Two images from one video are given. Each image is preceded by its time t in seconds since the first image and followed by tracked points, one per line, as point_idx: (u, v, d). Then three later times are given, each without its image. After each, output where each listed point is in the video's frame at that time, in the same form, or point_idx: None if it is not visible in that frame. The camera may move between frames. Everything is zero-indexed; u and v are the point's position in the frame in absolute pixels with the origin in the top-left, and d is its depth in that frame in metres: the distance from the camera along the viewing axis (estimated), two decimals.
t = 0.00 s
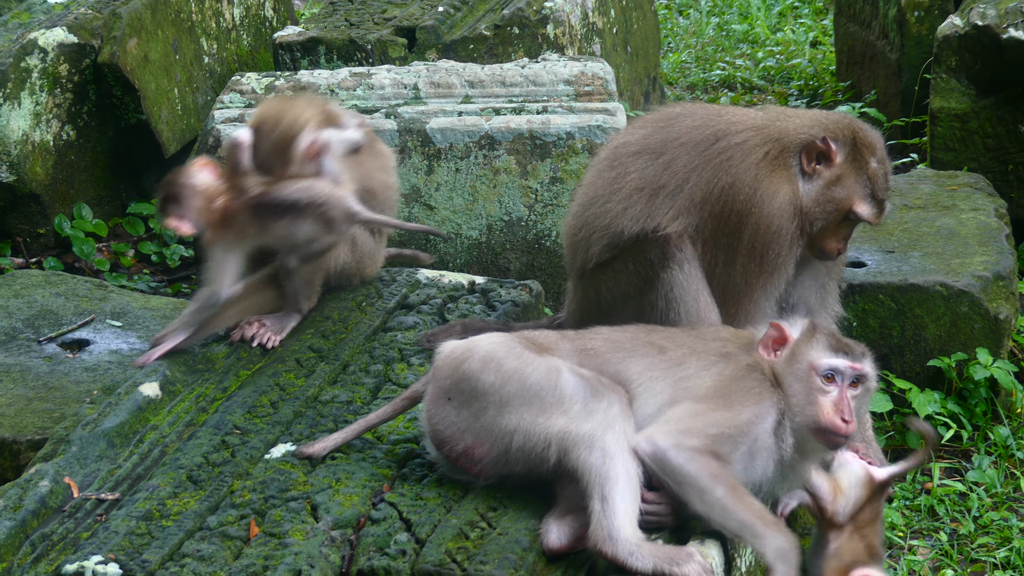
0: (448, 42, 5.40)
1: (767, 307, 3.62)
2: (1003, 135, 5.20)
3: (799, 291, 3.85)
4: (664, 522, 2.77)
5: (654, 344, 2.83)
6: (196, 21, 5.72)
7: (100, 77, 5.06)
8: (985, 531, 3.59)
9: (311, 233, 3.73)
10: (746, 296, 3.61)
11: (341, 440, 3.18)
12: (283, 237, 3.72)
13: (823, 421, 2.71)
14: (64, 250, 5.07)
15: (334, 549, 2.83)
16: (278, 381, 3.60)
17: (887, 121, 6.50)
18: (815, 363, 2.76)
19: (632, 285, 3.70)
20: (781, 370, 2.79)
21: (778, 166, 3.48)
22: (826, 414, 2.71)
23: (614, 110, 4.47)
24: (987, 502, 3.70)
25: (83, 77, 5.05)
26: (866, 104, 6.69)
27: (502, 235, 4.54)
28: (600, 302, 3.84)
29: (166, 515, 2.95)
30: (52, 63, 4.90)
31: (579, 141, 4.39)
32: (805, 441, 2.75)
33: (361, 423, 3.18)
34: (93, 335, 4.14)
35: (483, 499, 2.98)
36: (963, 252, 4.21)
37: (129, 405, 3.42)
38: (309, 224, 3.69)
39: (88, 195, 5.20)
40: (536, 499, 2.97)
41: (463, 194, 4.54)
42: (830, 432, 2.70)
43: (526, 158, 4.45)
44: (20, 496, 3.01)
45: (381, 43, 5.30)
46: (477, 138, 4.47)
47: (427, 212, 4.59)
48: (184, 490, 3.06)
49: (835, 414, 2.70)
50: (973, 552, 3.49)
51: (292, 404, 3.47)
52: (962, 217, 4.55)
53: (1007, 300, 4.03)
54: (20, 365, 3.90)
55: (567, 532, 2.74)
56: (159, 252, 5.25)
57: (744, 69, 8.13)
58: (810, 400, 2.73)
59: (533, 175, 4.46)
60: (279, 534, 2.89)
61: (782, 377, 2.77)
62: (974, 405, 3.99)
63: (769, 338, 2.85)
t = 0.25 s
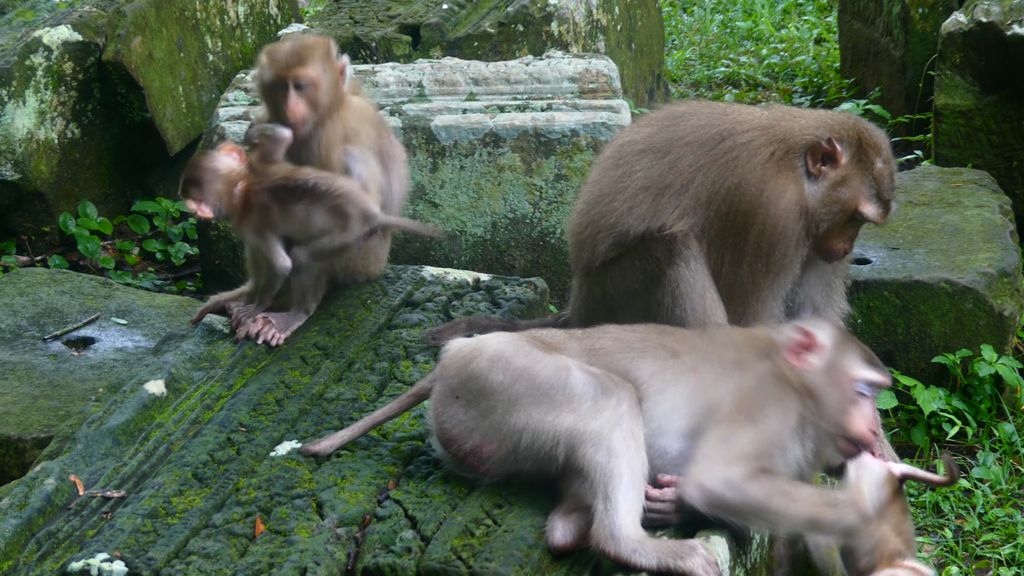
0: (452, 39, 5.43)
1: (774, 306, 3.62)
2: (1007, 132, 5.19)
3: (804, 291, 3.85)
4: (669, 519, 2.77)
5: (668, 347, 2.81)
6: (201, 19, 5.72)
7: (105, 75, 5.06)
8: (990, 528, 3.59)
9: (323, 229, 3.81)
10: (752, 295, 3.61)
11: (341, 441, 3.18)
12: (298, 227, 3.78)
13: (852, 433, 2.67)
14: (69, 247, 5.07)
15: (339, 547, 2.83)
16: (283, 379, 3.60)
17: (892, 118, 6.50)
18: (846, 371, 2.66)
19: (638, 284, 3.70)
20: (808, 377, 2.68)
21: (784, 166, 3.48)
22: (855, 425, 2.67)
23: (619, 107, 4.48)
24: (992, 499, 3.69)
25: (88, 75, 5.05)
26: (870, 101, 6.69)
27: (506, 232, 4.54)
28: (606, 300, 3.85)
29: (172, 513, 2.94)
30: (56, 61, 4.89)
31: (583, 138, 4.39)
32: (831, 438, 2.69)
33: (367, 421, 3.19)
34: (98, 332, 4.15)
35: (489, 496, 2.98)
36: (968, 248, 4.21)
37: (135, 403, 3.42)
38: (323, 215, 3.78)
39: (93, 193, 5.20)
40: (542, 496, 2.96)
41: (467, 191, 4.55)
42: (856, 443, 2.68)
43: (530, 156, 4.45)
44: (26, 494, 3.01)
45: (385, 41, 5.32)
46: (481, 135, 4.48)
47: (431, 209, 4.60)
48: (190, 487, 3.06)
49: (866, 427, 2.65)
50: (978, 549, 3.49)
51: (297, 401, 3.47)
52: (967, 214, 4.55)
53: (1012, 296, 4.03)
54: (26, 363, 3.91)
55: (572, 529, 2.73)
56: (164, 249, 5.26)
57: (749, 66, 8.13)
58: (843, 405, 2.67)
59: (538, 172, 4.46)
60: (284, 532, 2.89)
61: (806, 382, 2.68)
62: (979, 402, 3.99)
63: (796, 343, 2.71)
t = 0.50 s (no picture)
0: (456, 37, 5.44)
1: (778, 305, 3.62)
2: (1012, 130, 5.21)
3: (808, 290, 3.85)
4: (676, 517, 2.76)
5: (684, 348, 2.82)
6: (205, 17, 5.72)
7: (110, 73, 5.08)
8: (994, 526, 3.59)
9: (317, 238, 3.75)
10: (757, 294, 3.61)
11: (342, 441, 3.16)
12: (295, 230, 3.75)
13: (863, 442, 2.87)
14: (73, 245, 5.08)
15: (344, 545, 2.83)
16: (287, 377, 3.59)
17: (896, 116, 6.50)
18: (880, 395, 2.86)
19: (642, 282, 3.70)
20: (852, 396, 2.83)
21: (787, 165, 3.48)
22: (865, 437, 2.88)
23: (623, 105, 4.48)
24: (996, 497, 3.69)
25: (93, 73, 5.06)
26: (874, 99, 6.70)
27: (510, 230, 4.56)
28: (610, 298, 3.85)
29: (176, 511, 2.93)
30: (60, 59, 4.89)
31: (587, 137, 4.39)
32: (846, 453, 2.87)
33: (371, 422, 3.16)
34: (102, 331, 4.14)
35: (493, 495, 2.97)
36: (972, 247, 4.21)
37: (139, 402, 3.41)
38: (321, 221, 3.71)
39: (97, 191, 5.21)
40: (547, 494, 2.96)
41: (471, 189, 4.55)
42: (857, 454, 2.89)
43: (534, 154, 4.45)
44: (30, 493, 3.00)
45: (390, 39, 5.32)
46: (486, 133, 4.47)
47: (436, 208, 4.62)
48: (194, 486, 3.05)
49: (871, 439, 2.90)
50: (982, 547, 3.49)
51: (302, 400, 3.46)
52: (971, 212, 4.55)
53: (1016, 294, 4.03)
54: (30, 362, 3.90)
55: (577, 528, 2.73)
56: (168, 248, 5.26)
57: (753, 64, 8.12)
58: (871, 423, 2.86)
59: (542, 170, 4.46)
60: (288, 530, 2.88)
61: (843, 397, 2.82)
62: (982, 400, 3.99)
63: (849, 360, 2.84)
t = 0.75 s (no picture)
0: (459, 38, 5.44)
1: (781, 304, 3.63)
2: (1014, 131, 5.22)
3: (810, 290, 3.86)
4: (680, 517, 2.75)
5: (685, 349, 2.83)
6: (208, 17, 5.73)
7: (112, 74, 5.08)
8: (996, 527, 3.59)
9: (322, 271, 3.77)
10: (760, 293, 3.61)
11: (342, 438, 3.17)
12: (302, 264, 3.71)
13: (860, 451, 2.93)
14: (76, 246, 5.09)
15: (346, 547, 2.82)
16: (289, 378, 3.58)
17: (898, 117, 6.51)
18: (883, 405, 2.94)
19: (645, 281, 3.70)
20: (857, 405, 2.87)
21: (791, 165, 3.48)
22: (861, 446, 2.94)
23: (626, 106, 4.48)
24: (998, 498, 3.69)
25: (95, 74, 5.06)
26: (877, 100, 6.70)
27: (513, 231, 4.56)
28: (612, 297, 3.85)
29: (178, 513, 2.92)
30: (63, 60, 4.90)
31: (590, 137, 4.40)
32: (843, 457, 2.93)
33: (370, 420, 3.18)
34: (104, 332, 4.15)
35: (495, 496, 2.97)
36: (975, 248, 4.22)
37: (141, 403, 3.40)
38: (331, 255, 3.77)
39: (100, 192, 5.21)
40: (550, 496, 2.96)
41: (474, 190, 4.55)
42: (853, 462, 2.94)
43: (537, 155, 4.45)
44: (32, 494, 2.98)
45: (393, 40, 5.31)
46: (489, 134, 4.48)
47: (438, 209, 4.62)
48: (196, 488, 3.04)
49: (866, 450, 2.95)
50: (984, 548, 3.48)
51: (304, 401, 3.45)
52: (973, 213, 4.56)
53: (1019, 295, 4.03)
54: (32, 363, 3.90)
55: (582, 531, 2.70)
56: (171, 248, 5.27)
57: (755, 64, 8.12)
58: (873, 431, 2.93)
59: (545, 171, 4.46)
60: (290, 531, 2.87)
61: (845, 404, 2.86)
62: (985, 401, 3.99)
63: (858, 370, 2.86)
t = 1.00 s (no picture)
0: (459, 40, 5.42)
1: (783, 306, 3.63)
2: (1014, 130, 5.22)
3: (810, 291, 3.87)
4: (682, 516, 2.76)
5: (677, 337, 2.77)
6: (207, 20, 5.73)
7: (112, 77, 5.08)
8: (997, 527, 3.59)
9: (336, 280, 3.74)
10: (761, 294, 3.62)
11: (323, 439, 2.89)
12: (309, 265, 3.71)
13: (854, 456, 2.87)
14: (76, 249, 5.10)
15: (347, 549, 2.82)
16: (290, 380, 3.57)
17: (898, 117, 6.51)
18: (882, 412, 2.85)
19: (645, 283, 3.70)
20: (852, 404, 2.80)
21: (792, 168, 3.48)
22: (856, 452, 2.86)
23: (626, 107, 4.48)
24: (999, 498, 3.69)
25: (95, 77, 5.07)
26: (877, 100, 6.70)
27: (513, 233, 4.57)
28: (613, 299, 3.85)
29: (179, 516, 2.91)
30: (63, 63, 4.90)
31: (590, 139, 4.39)
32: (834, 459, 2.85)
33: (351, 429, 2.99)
34: (105, 335, 4.15)
35: (496, 497, 2.98)
36: (975, 248, 4.22)
37: (142, 406, 3.38)
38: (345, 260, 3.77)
39: (101, 195, 5.21)
40: (551, 496, 2.96)
41: (475, 192, 4.55)
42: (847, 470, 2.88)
43: (537, 156, 4.45)
44: (33, 497, 2.96)
45: (392, 42, 5.31)
46: (489, 136, 4.47)
47: (438, 211, 4.62)
48: (197, 490, 3.02)
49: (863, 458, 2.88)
50: (985, 548, 3.49)
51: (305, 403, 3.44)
52: (973, 213, 4.56)
53: (1020, 295, 4.03)
54: (34, 366, 3.90)
55: (582, 536, 2.71)
56: (172, 250, 5.28)
57: (755, 65, 8.12)
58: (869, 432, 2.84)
59: (545, 172, 4.46)
60: (292, 534, 2.88)
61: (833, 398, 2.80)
62: (986, 401, 3.99)
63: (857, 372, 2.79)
